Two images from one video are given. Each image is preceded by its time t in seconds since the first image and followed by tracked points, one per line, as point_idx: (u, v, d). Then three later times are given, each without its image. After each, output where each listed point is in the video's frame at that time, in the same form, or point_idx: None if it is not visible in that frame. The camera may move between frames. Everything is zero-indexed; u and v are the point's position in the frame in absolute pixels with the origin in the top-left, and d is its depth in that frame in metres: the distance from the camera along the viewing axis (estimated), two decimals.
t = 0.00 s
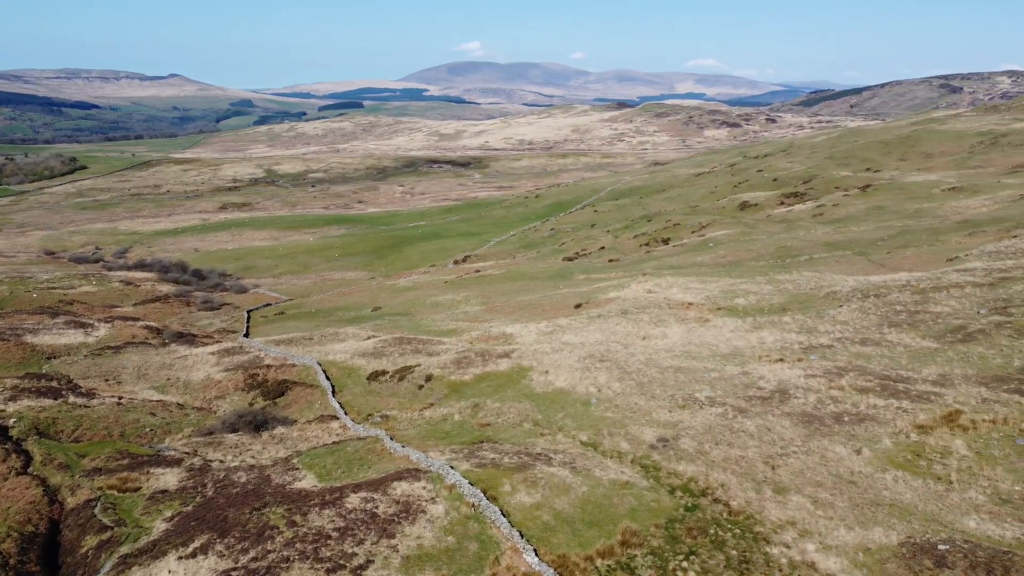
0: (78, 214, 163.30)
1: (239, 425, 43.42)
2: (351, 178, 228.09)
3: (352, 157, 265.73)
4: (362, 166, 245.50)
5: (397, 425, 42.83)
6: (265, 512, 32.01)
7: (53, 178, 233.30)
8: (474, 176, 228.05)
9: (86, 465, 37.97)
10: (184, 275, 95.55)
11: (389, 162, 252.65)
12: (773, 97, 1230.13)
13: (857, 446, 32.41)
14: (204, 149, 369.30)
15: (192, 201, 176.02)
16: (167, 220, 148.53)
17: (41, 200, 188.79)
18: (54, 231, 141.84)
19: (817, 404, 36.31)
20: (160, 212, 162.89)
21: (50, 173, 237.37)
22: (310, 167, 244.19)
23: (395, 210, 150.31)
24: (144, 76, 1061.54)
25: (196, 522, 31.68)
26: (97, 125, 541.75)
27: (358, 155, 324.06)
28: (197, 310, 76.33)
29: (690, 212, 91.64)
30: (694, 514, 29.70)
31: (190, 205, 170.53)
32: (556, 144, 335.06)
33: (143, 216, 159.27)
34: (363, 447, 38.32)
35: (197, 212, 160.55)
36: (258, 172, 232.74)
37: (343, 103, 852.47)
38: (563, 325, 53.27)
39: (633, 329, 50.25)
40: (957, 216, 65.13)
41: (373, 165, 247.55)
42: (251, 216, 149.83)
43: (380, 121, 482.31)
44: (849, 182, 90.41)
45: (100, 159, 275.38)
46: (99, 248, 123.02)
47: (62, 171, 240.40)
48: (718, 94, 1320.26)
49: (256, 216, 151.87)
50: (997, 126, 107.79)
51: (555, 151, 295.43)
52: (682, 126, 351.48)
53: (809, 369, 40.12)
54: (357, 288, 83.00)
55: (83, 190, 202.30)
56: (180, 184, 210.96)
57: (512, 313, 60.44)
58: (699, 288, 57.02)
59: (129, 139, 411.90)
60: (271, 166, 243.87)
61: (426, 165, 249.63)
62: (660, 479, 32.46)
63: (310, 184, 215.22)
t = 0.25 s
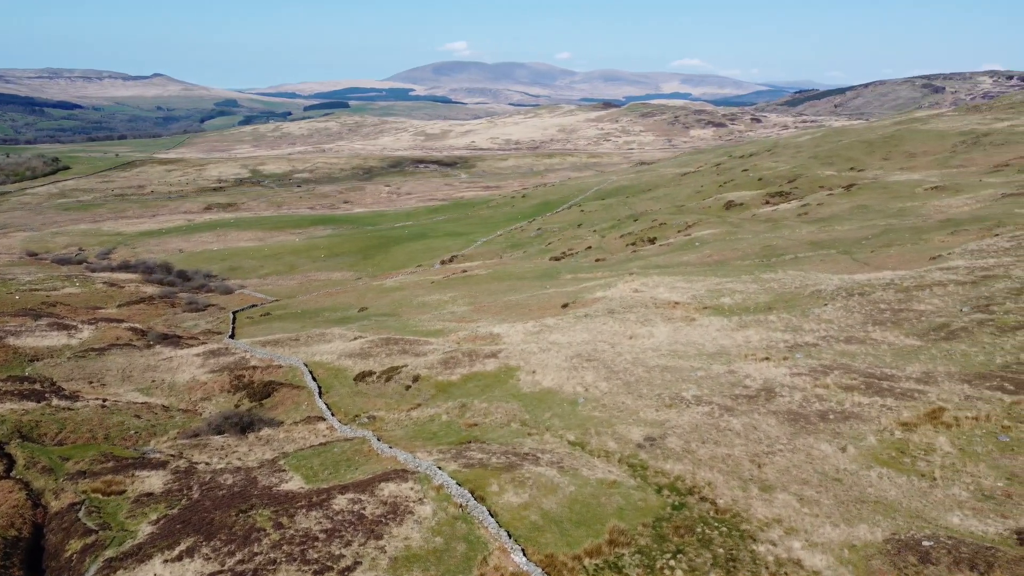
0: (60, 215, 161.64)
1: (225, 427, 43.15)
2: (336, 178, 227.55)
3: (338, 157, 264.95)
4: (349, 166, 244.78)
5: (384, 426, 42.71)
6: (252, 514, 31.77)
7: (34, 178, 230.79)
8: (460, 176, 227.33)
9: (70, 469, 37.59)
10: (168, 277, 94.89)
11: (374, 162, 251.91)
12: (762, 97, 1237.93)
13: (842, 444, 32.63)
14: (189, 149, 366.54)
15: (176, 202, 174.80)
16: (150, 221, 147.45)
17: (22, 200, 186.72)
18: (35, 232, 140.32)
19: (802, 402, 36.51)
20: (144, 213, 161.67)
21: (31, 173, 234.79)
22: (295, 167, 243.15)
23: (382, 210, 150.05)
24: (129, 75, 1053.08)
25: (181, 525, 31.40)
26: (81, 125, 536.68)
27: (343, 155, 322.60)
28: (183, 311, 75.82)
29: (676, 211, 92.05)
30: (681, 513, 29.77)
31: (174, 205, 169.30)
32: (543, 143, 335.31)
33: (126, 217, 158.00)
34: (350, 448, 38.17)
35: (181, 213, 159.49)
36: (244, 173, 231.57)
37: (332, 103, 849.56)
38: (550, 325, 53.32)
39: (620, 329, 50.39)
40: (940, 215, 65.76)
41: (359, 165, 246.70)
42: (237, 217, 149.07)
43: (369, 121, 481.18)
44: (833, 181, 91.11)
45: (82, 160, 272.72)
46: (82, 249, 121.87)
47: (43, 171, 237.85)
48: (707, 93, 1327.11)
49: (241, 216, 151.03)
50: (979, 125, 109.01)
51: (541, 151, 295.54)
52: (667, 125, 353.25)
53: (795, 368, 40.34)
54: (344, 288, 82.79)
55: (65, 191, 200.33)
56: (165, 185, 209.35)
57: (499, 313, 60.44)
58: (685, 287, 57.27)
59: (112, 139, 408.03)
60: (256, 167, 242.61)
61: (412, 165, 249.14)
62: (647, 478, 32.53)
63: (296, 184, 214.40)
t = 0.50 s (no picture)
0: (39, 216, 159.69)
1: (209, 429, 42.84)
2: (319, 178, 226.45)
3: (322, 157, 263.91)
4: (332, 166, 243.81)
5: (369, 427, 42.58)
6: (236, 516, 31.50)
7: (12, 179, 227.80)
8: (444, 176, 227.13)
9: (52, 472, 37.11)
10: (151, 278, 94.05)
11: (358, 162, 250.97)
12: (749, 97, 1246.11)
13: (826, 441, 32.86)
14: (171, 149, 363.37)
15: (159, 202, 173.27)
16: (132, 222, 146.04)
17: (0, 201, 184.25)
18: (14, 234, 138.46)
19: (786, 400, 36.75)
20: (125, 214, 160.11)
21: (8, 173, 231.66)
22: (279, 167, 241.93)
23: (366, 210, 149.71)
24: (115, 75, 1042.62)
25: (165, 528, 31.08)
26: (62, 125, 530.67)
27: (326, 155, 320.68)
28: (166, 312, 75.22)
29: (660, 211, 92.45)
30: (667, 511, 29.86)
31: (156, 206, 167.81)
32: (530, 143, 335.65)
33: (107, 218, 156.42)
34: (335, 449, 38.01)
35: (163, 214, 158.13)
36: (228, 173, 230.07)
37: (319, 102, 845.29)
38: (536, 324, 53.38)
39: (605, 328, 50.56)
40: (920, 213, 66.46)
41: (343, 165, 245.70)
42: (221, 217, 148.02)
43: (356, 121, 479.78)
44: (815, 180, 91.85)
45: (62, 161, 269.55)
46: (63, 251, 120.44)
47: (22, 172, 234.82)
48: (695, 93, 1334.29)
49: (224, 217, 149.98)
50: (958, 125, 110.37)
51: (524, 151, 295.35)
52: (651, 125, 354.79)
53: (778, 366, 40.59)
54: (328, 289, 82.54)
55: (44, 191, 197.94)
56: (147, 185, 207.48)
57: (484, 313, 60.43)
58: (669, 286, 57.55)
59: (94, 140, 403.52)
60: (239, 167, 241.12)
61: (397, 165, 248.83)
62: (633, 477, 32.60)
63: (280, 185, 213.37)
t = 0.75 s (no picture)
0: (21, 217, 157.93)
1: (194, 431, 42.58)
2: (305, 179, 225.58)
3: (306, 157, 262.68)
4: (317, 166, 242.82)
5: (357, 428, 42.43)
6: (223, 518, 31.22)
7: None
8: (430, 176, 226.71)
9: (35, 476, 36.64)
10: (135, 279, 93.31)
11: (344, 162, 250.08)
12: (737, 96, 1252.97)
13: (811, 438, 33.05)
14: (156, 150, 360.59)
15: (143, 202, 171.89)
16: (115, 223, 144.77)
17: None
18: None
19: (772, 398, 36.95)
20: (108, 215, 158.65)
21: None
22: (264, 167, 240.75)
23: (352, 210, 149.36)
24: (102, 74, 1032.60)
25: (150, 531, 30.74)
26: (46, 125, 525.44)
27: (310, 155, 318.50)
28: (150, 314, 74.67)
29: (646, 210, 92.80)
30: (654, 509, 29.94)
31: (141, 207, 166.49)
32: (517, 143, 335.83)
33: (90, 219, 155.01)
34: (322, 451, 37.85)
35: (147, 215, 156.93)
36: (213, 173, 228.60)
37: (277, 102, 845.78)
38: (523, 324, 53.42)
39: (592, 327, 50.72)
40: (903, 212, 67.07)
41: (329, 165, 244.84)
42: (206, 218, 147.12)
43: (345, 121, 478.37)
44: (800, 179, 92.46)
45: (43, 161, 266.93)
46: (45, 252, 119.18)
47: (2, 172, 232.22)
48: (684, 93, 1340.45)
49: (209, 217, 149.02)
50: (940, 124, 111.54)
51: (508, 151, 294.93)
52: (637, 125, 355.98)
53: (764, 364, 40.81)
54: (314, 289, 82.30)
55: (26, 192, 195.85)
56: (131, 186, 205.77)
57: (471, 313, 60.40)
58: (656, 285, 57.78)
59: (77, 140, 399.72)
60: (224, 167, 239.77)
61: (383, 165, 248.37)
62: (620, 476, 32.66)
63: (265, 185, 212.47)
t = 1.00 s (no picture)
0: None
1: (178, 433, 42.24)
2: (291, 179, 224.53)
3: (289, 158, 261.62)
4: (300, 166, 241.89)
5: (342, 429, 42.31)
6: (207, 521, 30.91)
7: None
8: (414, 176, 226.46)
9: (15, 479, 36.13)
10: (117, 280, 92.43)
11: (329, 162, 249.18)
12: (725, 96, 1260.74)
13: (795, 436, 33.29)
14: (139, 150, 357.26)
15: (125, 203, 170.24)
16: (96, 225, 143.25)
17: None
18: None
19: (756, 396, 37.16)
20: (89, 216, 157.01)
21: None
22: (247, 167, 239.51)
23: (337, 211, 148.90)
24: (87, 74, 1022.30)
25: (134, 534, 30.39)
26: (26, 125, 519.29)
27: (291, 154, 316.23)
28: (133, 315, 74.02)
29: (630, 210, 93.16)
30: (639, 507, 30.01)
31: (122, 207, 164.91)
32: (504, 143, 335.94)
33: (70, 220, 153.28)
34: (307, 452, 37.69)
35: (129, 216, 155.43)
36: (195, 174, 227.03)
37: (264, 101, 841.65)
38: (508, 324, 53.46)
39: (577, 327, 50.87)
40: (883, 210, 67.77)
41: (312, 165, 243.98)
42: (190, 219, 146.01)
43: (332, 121, 476.78)
44: (783, 178, 93.16)
45: (22, 161, 263.51)
46: (24, 253, 117.68)
47: None
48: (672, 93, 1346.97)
49: (192, 218, 147.90)
50: (920, 124, 112.93)
51: (492, 151, 294.86)
52: (622, 125, 357.38)
53: (748, 362, 41.06)
54: (299, 290, 81.98)
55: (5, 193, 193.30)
56: (113, 186, 203.81)
57: (456, 313, 60.40)
58: (641, 285, 58.05)
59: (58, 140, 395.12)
60: (208, 168, 238.15)
61: (367, 165, 247.86)
62: (606, 475, 32.73)
63: (249, 185, 211.46)
